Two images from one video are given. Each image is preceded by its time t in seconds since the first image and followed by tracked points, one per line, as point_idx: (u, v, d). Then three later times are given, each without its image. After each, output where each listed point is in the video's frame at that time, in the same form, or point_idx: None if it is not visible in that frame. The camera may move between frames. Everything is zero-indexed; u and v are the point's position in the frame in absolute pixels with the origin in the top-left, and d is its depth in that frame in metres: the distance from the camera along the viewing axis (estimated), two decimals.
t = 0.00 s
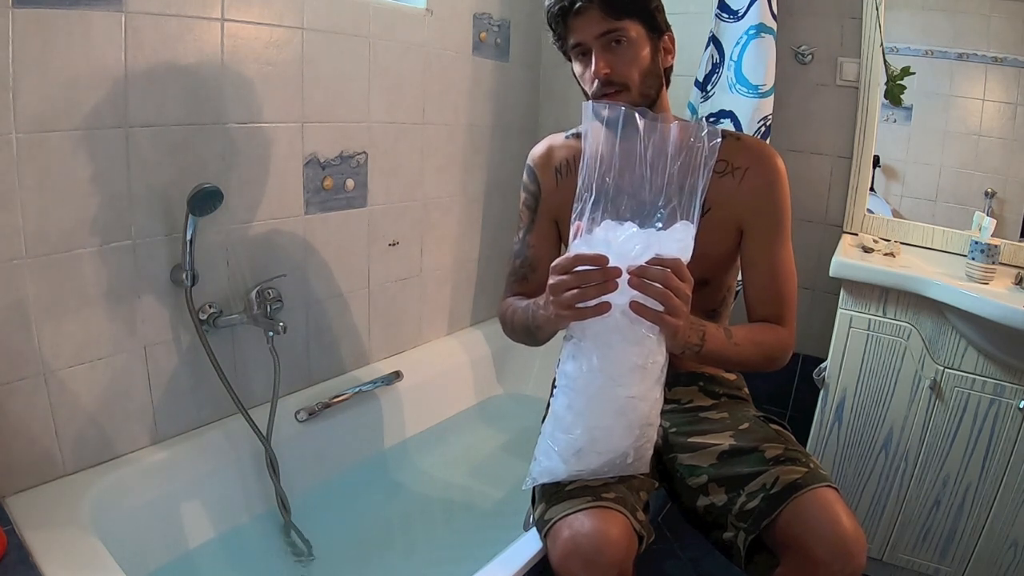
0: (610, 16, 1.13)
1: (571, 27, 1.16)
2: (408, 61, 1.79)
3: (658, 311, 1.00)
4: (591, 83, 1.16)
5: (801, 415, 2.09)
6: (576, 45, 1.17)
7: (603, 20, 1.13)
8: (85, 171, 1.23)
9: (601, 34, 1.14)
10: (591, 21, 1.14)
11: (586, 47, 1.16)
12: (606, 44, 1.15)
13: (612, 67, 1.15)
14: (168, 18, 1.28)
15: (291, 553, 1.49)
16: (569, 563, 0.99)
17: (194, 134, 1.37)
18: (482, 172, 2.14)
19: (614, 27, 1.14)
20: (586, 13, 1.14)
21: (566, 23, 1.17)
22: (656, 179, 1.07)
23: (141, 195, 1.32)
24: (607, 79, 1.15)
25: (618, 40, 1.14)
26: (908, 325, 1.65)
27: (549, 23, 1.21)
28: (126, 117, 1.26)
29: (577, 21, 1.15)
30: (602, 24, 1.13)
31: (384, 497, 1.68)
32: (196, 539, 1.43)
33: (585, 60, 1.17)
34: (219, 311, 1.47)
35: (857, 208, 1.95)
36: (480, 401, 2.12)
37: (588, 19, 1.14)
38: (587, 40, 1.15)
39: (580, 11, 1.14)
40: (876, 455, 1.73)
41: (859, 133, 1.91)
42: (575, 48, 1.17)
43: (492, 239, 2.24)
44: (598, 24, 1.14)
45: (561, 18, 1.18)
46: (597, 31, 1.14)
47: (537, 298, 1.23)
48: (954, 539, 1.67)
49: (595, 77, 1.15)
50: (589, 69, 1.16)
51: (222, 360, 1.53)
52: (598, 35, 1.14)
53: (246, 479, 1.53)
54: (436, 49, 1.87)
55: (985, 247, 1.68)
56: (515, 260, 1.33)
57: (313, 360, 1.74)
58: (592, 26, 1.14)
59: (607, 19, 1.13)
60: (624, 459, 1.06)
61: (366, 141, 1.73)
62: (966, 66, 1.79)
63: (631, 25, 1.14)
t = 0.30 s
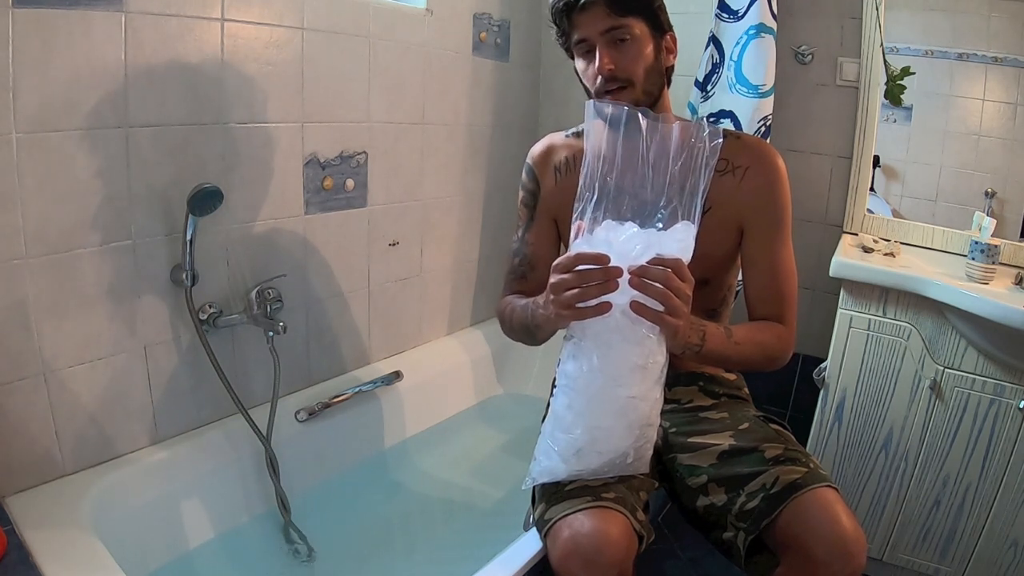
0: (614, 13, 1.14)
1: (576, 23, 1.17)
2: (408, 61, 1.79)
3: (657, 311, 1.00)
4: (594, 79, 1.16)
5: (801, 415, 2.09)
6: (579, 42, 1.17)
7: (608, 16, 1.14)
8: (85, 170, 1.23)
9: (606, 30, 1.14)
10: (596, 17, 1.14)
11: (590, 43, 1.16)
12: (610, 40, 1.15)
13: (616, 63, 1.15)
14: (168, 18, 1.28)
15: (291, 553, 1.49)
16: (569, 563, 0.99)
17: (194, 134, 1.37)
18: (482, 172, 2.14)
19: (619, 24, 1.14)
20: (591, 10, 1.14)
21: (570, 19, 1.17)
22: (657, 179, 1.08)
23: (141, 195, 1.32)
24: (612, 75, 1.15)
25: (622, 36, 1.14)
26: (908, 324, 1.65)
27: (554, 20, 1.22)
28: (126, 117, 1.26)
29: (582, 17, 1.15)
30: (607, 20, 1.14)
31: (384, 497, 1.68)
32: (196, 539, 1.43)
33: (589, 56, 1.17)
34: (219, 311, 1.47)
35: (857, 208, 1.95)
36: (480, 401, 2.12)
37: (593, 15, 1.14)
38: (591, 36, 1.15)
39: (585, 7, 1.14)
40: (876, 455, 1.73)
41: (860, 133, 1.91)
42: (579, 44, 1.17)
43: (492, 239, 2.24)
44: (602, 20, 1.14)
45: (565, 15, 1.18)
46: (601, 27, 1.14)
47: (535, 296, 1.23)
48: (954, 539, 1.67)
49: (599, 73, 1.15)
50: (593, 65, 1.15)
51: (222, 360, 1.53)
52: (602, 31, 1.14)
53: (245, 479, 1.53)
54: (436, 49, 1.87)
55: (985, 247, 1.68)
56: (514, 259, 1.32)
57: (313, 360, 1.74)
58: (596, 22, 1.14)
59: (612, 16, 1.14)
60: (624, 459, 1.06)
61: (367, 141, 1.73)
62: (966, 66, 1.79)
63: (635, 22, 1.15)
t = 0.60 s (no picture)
0: (614, 20, 1.13)
1: (575, 29, 1.15)
2: (408, 61, 1.79)
3: (657, 308, 0.98)
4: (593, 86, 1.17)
5: (801, 415, 2.09)
6: (579, 48, 1.16)
7: (607, 24, 1.13)
8: (86, 170, 1.23)
9: (605, 37, 1.13)
10: (596, 25, 1.13)
11: (589, 50, 1.16)
12: (609, 48, 1.14)
13: (615, 71, 1.15)
14: (168, 18, 1.28)
15: (291, 553, 1.49)
16: (569, 563, 0.99)
17: (194, 134, 1.37)
18: (482, 172, 2.14)
19: (619, 30, 1.13)
20: (591, 17, 1.13)
21: (569, 25, 1.16)
22: (664, 177, 1.09)
23: (142, 195, 1.32)
24: (611, 83, 1.15)
25: (622, 43, 1.14)
26: (908, 324, 1.65)
27: (551, 23, 1.21)
28: (126, 117, 1.26)
29: (581, 24, 1.14)
30: (607, 28, 1.13)
31: (384, 497, 1.68)
32: (196, 539, 1.43)
33: (588, 62, 1.17)
34: (219, 311, 1.47)
35: (857, 208, 1.95)
36: (480, 401, 2.12)
37: (592, 22, 1.13)
38: (591, 43, 1.15)
39: (584, 14, 1.13)
40: (876, 455, 1.73)
41: (860, 133, 1.91)
42: (579, 50, 1.17)
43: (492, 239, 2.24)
44: (602, 27, 1.13)
45: (564, 20, 1.17)
46: (601, 35, 1.13)
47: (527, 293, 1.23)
48: (954, 539, 1.67)
49: (598, 81, 1.16)
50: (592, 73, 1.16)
51: (222, 360, 1.53)
52: (602, 38, 1.14)
53: (245, 479, 1.53)
54: (436, 49, 1.87)
55: (985, 247, 1.68)
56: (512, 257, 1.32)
57: (313, 360, 1.74)
58: (596, 29, 1.13)
59: (611, 22, 1.13)
60: (625, 458, 1.06)
61: (367, 141, 1.73)
62: (966, 66, 1.79)
63: (635, 28, 1.14)
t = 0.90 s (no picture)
0: (615, 14, 1.13)
1: (576, 22, 1.16)
2: (408, 62, 1.79)
3: (655, 308, 0.99)
4: (593, 80, 1.16)
5: (801, 415, 2.09)
6: (579, 41, 1.16)
7: (609, 18, 1.13)
8: (86, 170, 1.23)
9: (606, 31, 1.14)
10: (597, 18, 1.13)
11: (590, 44, 1.16)
12: (610, 42, 1.14)
13: (616, 64, 1.15)
14: (167, 18, 1.28)
15: (291, 553, 1.49)
16: (569, 563, 0.99)
17: (194, 134, 1.37)
18: (482, 172, 2.14)
19: (620, 25, 1.14)
20: (592, 10, 1.13)
21: (570, 19, 1.17)
22: (662, 177, 1.09)
23: (142, 195, 1.32)
24: (611, 76, 1.15)
25: (623, 38, 1.14)
26: (908, 324, 1.65)
27: (553, 17, 1.21)
28: (126, 117, 1.26)
29: (582, 17, 1.15)
30: (608, 21, 1.13)
31: (383, 497, 1.68)
32: (196, 539, 1.43)
33: (588, 56, 1.17)
34: (219, 311, 1.47)
35: (857, 208, 1.95)
36: (480, 401, 2.12)
37: (594, 16, 1.13)
38: (592, 36, 1.15)
39: (586, 7, 1.13)
40: (876, 455, 1.73)
41: (859, 133, 1.91)
42: (579, 44, 1.17)
43: (492, 239, 2.25)
44: (603, 21, 1.13)
45: (565, 14, 1.17)
46: (602, 28, 1.14)
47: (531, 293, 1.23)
48: (954, 539, 1.67)
49: (598, 74, 1.15)
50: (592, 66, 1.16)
51: (222, 360, 1.53)
52: (603, 32, 1.14)
53: (245, 479, 1.53)
54: (436, 49, 1.87)
55: (985, 247, 1.68)
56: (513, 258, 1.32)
57: (313, 360, 1.74)
58: (597, 23, 1.14)
59: (613, 16, 1.13)
60: (623, 458, 1.06)
61: (367, 141, 1.73)
62: (966, 66, 1.79)
63: (636, 24, 1.14)
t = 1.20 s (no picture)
0: (630, 7, 1.14)
1: (589, 15, 1.16)
2: (408, 61, 1.79)
3: (659, 311, 1.00)
4: (604, 72, 1.15)
5: (801, 415, 2.09)
6: (591, 34, 1.16)
7: (623, 11, 1.14)
8: (85, 170, 1.23)
9: (619, 24, 1.14)
10: (611, 11, 1.14)
11: (602, 36, 1.16)
12: (623, 35, 1.15)
13: (628, 57, 1.15)
14: (167, 18, 1.28)
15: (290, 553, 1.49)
16: (569, 563, 0.99)
17: (194, 134, 1.37)
18: (482, 172, 2.14)
19: (633, 19, 1.14)
20: (607, 3, 1.15)
21: (583, 11, 1.17)
22: (660, 179, 1.08)
23: (142, 195, 1.32)
24: (623, 69, 1.15)
25: (635, 32, 1.15)
26: (908, 324, 1.65)
27: (564, 14, 1.22)
28: (126, 117, 1.26)
29: (596, 10, 1.15)
30: (622, 15, 1.14)
31: (383, 497, 1.68)
32: (196, 539, 1.43)
33: (599, 49, 1.17)
34: (219, 311, 1.47)
35: (857, 208, 1.95)
36: (480, 401, 2.12)
37: (609, 9, 1.14)
38: (605, 29, 1.15)
39: None
40: (876, 455, 1.73)
41: (860, 132, 1.91)
42: (591, 37, 1.17)
43: (492, 239, 2.25)
44: (617, 14, 1.14)
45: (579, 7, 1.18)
46: (615, 21, 1.14)
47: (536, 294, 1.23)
48: (954, 539, 1.67)
49: (610, 66, 1.15)
50: (604, 57, 1.15)
51: (222, 360, 1.53)
52: (616, 25, 1.15)
53: (245, 479, 1.53)
54: (436, 49, 1.87)
55: (985, 247, 1.68)
56: (515, 257, 1.32)
57: (313, 360, 1.74)
58: (611, 15, 1.14)
59: (627, 10, 1.14)
60: (625, 459, 1.06)
61: (367, 141, 1.73)
62: (966, 66, 1.79)
63: (649, 20, 1.15)
